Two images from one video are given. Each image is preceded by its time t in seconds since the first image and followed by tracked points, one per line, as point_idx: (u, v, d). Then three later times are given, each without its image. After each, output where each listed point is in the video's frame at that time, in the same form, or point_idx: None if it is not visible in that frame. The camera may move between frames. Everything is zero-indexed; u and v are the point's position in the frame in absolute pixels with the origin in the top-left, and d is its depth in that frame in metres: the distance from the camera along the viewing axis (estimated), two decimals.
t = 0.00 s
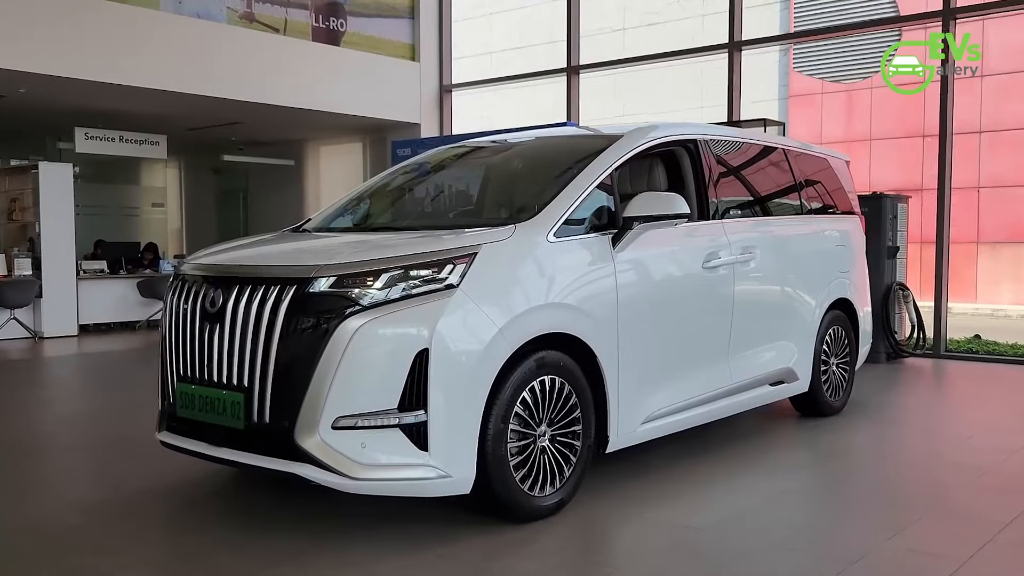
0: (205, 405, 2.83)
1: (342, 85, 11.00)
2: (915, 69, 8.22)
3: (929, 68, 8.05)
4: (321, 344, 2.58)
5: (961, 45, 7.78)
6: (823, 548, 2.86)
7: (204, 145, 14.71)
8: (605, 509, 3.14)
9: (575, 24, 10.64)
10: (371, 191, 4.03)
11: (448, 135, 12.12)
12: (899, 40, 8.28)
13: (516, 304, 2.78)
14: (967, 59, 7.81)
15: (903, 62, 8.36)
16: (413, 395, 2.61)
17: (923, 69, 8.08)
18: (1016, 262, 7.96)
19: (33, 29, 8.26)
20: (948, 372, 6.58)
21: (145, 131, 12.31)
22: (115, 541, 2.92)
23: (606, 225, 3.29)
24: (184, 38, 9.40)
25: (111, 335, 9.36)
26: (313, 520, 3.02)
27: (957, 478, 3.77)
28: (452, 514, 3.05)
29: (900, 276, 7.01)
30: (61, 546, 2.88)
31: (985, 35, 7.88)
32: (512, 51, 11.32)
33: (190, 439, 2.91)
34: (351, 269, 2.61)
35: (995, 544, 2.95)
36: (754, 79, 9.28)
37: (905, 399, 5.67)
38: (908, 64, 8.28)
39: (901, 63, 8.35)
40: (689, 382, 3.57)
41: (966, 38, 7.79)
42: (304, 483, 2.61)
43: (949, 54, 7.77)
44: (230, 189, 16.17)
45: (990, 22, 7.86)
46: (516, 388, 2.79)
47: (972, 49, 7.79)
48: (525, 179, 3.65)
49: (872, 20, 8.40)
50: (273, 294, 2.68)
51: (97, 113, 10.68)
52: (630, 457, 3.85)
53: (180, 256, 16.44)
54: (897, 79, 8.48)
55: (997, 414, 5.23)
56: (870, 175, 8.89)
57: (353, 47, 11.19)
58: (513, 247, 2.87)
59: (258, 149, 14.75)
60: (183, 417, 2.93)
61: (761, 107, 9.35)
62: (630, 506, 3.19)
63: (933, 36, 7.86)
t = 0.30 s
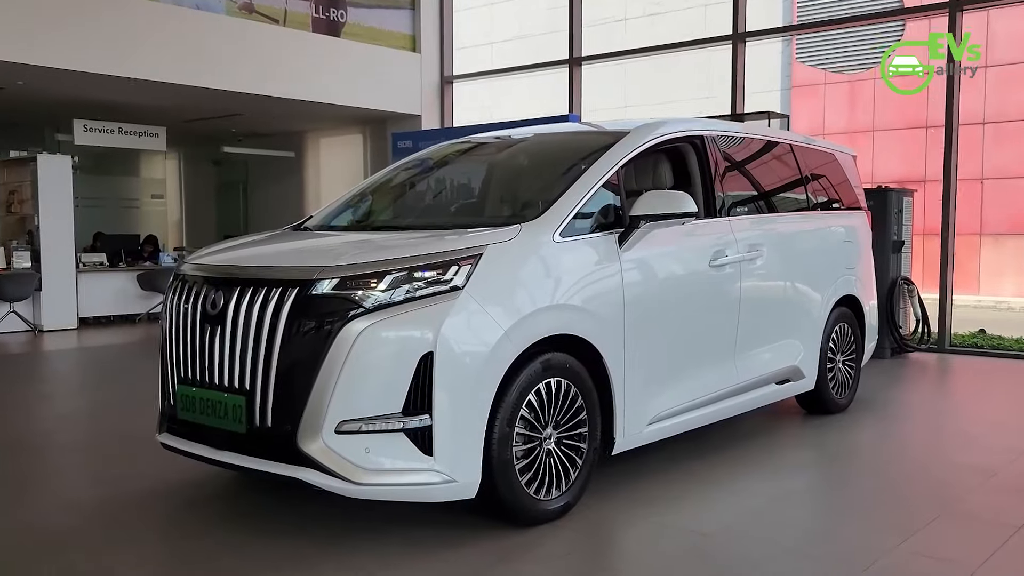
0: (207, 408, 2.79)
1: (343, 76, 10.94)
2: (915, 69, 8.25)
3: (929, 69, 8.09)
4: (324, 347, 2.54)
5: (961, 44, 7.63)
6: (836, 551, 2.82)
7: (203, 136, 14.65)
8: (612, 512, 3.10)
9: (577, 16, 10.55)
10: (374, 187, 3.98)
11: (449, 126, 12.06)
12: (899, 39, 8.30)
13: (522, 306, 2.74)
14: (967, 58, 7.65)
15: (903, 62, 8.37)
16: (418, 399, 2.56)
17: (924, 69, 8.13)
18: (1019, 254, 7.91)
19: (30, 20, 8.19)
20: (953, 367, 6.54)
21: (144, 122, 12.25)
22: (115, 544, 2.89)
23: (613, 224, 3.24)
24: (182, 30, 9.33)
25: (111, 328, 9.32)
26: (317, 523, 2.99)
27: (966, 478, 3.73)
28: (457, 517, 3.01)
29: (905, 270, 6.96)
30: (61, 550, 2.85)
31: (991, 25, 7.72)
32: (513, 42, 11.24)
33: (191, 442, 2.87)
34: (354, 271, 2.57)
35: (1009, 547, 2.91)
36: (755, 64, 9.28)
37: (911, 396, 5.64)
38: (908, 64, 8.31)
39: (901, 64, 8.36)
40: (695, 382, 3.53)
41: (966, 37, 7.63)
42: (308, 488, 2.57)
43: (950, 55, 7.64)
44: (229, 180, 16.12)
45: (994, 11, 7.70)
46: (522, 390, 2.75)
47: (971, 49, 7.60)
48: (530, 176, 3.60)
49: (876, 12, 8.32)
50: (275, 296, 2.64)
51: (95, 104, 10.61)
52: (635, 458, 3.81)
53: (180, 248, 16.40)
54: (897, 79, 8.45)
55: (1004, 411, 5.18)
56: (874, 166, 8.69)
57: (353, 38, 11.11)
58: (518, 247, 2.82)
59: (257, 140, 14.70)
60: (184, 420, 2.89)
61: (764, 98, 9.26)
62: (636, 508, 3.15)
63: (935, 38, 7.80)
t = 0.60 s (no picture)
0: (207, 405, 2.74)
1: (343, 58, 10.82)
2: (915, 69, 8.15)
3: (930, 69, 7.99)
4: (327, 343, 2.49)
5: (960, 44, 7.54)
6: (848, 550, 2.77)
7: (203, 118, 14.55)
8: (619, 509, 3.06)
9: None
10: (375, 175, 3.91)
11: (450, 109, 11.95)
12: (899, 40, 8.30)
13: (528, 301, 2.68)
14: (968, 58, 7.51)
15: (903, 62, 8.27)
16: (422, 397, 2.51)
17: (924, 69, 8.04)
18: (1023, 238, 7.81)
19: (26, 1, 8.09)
20: (959, 355, 6.49)
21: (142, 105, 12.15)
22: (115, 543, 2.85)
23: (620, 215, 3.18)
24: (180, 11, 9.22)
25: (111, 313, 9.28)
26: (318, 523, 2.94)
27: (976, 472, 3.69)
28: (462, 514, 2.97)
29: (911, 256, 6.89)
30: (60, 548, 2.81)
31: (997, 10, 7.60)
32: (514, 23, 11.10)
33: (191, 439, 2.82)
34: (357, 265, 2.51)
35: None
36: (762, 45, 9.15)
37: (918, 384, 5.59)
38: (908, 64, 8.23)
39: (901, 64, 8.27)
40: (702, 375, 3.48)
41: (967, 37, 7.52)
42: (311, 487, 2.52)
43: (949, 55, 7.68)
44: (228, 163, 16.02)
45: None
46: (528, 387, 2.70)
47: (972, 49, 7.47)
48: (534, 166, 3.53)
49: None
50: (276, 291, 2.58)
51: (92, 87, 10.52)
52: (641, 452, 3.77)
53: (179, 231, 16.33)
54: (896, 79, 8.35)
55: (1011, 401, 5.13)
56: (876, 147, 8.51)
57: (353, 19, 10.98)
58: (524, 240, 2.76)
59: (256, 123, 14.60)
60: (183, 417, 2.85)
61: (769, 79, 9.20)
62: (643, 505, 3.11)
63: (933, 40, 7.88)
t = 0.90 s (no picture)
0: (204, 405, 2.66)
1: (342, 39, 10.67)
2: (915, 69, 8.02)
3: (931, 68, 7.87)
4: (327, 343, 2.40)
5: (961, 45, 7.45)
6: (867, 556, 2.68)
7: (201, 99, 14.42)
8: (627, 509, 2.98)
9: None
10: (377, 163, 3.81)
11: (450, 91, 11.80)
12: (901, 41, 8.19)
13: (535, 298, 2.59)
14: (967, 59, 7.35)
15: (903, 62, 8.16)
16: (426, 399, 2.43)
17: (924, 69, 7.93)
18: None
19: None
20: (967, 341, 6.42)
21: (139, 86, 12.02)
22: (111, 545, 2.78)
23: (629, 206, 3.08)
24: None
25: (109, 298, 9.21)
26: (319, 525, 2.87)
27: (990, 467, 3.61)
28: (467, 515, 2.90)
29: (919, 242, 6.80)
30: (54, 551, 2.75)
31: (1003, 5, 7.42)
32: (516, 3, 10.95)
33: (189, 439, 2.75)
34: (359, 262, 2.42)
35: None
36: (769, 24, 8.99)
37: (926, 373, 5.51)
38: (908, 64, 8.10)
39: (900, 64, 8.16)
40: (712, 370, 3.39)
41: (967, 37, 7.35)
42: (312, 491, 2.44)
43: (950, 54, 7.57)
44: (227, 145, 15.90)
45: None
46: (535, 387, 2.62)
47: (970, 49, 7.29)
48: (540, 155, 3.43)
49: None
50: (274, 288, 2.49)
51: (88, 68, 10.39)
52: (647, 447, 3.70)
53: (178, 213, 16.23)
54: (895, 79, 8.22)
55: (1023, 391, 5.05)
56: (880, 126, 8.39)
57: None
58: (532, 234, 2.67)
59: (255, 104, 14.47)
60: (180, 416, 2.77)
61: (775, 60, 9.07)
62: (651, 505, 3.03)
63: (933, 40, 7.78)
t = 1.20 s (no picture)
0: (202, 405, 2.58)
1: (342, 21, 10.53)
2: (915, 69, 8.01)
3: (931, 68, 7.84)
4: (330, 342, 2.31)
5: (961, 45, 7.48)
6: (890, 560, 2.59)
7: (199, 83, 14.27)
8: (637, 510, 2.90)
9: None
10: (379, 151, 3.70)
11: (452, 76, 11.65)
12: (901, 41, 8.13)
13: (544, 295, 2.50)
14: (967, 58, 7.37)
15: (903, 62, 8.10)
16: (433, 401, 2.35)
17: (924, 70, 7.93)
18: None
19: None
20: (976, 331, 6.33)
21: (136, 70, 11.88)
22: (107, 548, 2.70)
23: (640, 198, 2.99)
24: None
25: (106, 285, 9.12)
26: (321, 527, 2.78)
27: (1007, 463, 3.53)
28: (474, 516, 2.82)
29: (929, 230, 6.70)
30: (49, 554, 2.67)
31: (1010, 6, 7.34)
32: None
33: (187, 440, 2.67)
34: (363, 258, 2.33)
35: None
36: (776, 7, 8.83)
37: (937, 364, 5.43)
38: (908, 64, 8.07)
39: (900, 64, 8.10)
40: (723, 365, 3.30)
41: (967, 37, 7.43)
42: (315, 495, 2.35)
43: (949, 55, 7.59)
44: (225, 128, 15.77)
45: None
46: (545, 386, 2.53)
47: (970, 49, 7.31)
48: (547, 144, 3.33)
49: None
50: (274, 285, 2.39)
51: (84, 51, 10.25)
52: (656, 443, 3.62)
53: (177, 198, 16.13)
54: (895, 80, 8.15)
55: None
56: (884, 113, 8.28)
57: None
58: (540, 229, 2.57)
59: (254, 86, 14.33)
60: (178, 416, 2.68)
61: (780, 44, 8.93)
62: (663, 505, 2.95)
63: (932, 41, 7.79)
